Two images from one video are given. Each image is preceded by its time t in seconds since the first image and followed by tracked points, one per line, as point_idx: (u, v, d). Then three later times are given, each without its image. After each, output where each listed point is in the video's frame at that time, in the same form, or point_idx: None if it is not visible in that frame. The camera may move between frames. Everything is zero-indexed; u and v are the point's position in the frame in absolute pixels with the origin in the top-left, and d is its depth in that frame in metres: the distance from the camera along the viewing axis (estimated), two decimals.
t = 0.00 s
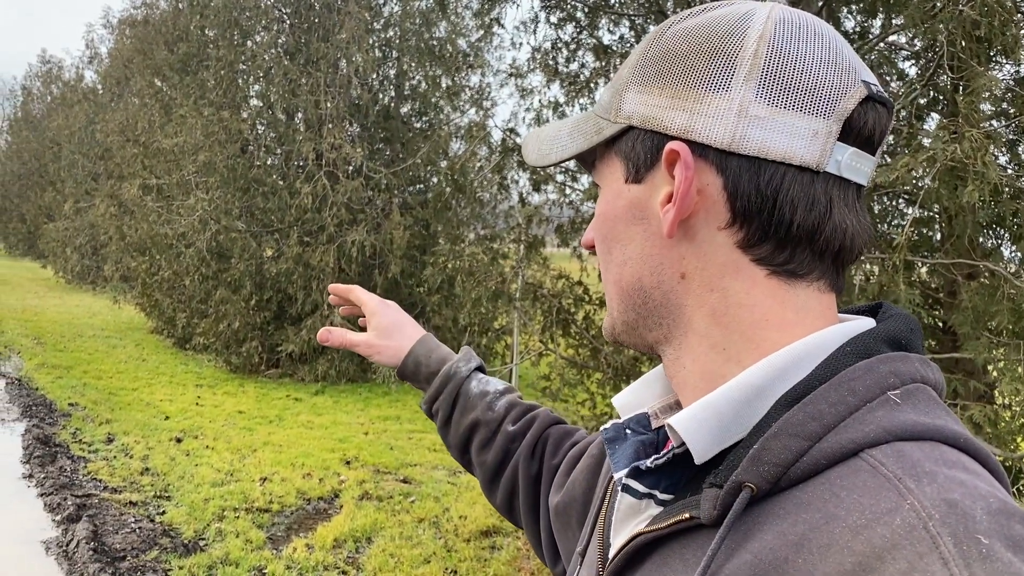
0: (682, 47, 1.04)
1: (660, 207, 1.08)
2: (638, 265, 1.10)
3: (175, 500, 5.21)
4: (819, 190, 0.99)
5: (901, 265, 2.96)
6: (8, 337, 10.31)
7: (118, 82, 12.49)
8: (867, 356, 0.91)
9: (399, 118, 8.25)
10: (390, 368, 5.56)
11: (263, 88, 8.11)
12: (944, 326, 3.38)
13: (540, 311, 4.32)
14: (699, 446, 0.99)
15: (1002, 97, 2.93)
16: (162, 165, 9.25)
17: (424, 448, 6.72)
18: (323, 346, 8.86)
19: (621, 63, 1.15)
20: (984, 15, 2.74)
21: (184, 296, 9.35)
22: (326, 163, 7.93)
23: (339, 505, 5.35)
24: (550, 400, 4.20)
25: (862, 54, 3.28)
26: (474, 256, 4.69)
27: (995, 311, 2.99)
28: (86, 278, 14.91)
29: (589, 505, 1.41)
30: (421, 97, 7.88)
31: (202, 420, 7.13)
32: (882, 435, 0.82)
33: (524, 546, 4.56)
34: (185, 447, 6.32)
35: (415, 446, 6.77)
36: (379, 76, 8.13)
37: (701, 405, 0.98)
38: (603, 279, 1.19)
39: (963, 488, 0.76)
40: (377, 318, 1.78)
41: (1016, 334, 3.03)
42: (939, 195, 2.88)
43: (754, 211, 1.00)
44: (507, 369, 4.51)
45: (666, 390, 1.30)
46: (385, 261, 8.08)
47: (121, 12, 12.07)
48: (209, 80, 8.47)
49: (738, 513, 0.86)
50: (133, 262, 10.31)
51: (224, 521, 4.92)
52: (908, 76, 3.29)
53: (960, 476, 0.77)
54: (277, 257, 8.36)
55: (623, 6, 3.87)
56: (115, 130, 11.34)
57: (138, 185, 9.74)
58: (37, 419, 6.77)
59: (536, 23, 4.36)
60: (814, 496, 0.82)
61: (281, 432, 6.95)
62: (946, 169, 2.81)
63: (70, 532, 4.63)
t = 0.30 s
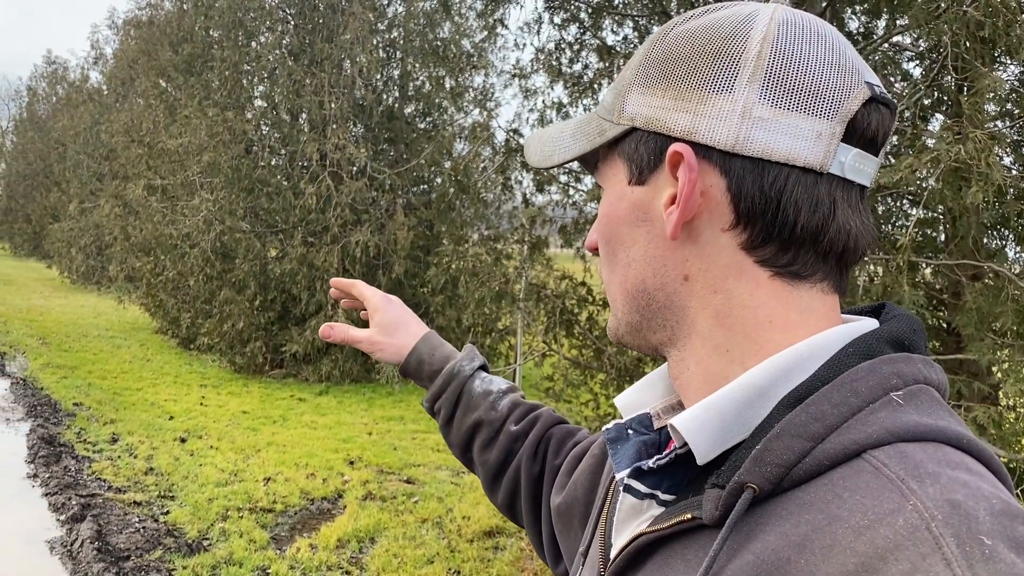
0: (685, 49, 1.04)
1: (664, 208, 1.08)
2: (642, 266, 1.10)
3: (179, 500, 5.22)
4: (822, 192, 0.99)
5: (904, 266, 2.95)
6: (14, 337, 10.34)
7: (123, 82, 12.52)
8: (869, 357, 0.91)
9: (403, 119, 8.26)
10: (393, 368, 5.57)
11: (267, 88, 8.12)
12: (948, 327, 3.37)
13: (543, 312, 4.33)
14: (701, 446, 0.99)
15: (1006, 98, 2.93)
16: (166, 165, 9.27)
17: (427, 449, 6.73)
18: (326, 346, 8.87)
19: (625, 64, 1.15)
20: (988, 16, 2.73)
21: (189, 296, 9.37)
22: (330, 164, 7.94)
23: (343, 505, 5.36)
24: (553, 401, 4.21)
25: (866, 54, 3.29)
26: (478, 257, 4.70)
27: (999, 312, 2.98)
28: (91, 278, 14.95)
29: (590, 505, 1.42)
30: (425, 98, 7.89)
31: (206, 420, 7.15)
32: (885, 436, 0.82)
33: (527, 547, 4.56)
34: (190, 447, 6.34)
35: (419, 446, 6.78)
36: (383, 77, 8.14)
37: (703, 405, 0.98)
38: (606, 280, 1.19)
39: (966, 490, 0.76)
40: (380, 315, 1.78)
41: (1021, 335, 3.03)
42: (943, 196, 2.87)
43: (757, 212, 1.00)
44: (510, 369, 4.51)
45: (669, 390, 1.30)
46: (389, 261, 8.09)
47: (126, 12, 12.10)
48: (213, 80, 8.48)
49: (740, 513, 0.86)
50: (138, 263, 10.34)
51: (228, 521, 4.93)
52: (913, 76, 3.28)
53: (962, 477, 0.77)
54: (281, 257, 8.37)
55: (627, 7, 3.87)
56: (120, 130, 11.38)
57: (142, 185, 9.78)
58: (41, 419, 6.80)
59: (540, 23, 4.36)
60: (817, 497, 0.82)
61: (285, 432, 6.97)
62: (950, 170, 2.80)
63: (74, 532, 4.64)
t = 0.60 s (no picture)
0: (680, 46, 1.04)
1: (661, 207, 1.07)
2: (640, 266, 1.10)
3: (183, 502, 5.22)
4: (820, 187, 0.99)
5: (909, 268, 2.94)
6: (18, 339, 10.38)
7: (129, 86, 12.56)
8: (870, 357, 0.90)
9: (407, 121, 8.26)
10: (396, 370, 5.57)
11: (272, 91, 8.14)
12: (953, 330, 3.36)
13: (547, 314, 4.33)
14: (702, 447, 0.98)
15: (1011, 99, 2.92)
16: (170, 168, 9.30)
17: (430, 451, 6.73)
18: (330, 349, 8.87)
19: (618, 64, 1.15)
20: (993, 17, 2.72)
21: (193, 299, 9.39)
22: (334, 166, 7.95)
23: (346, 507, 5.36)
24: (557, 404, 4.22)
25: (870, 56, 3.30)
26: (482, 259, 4.70)
27: (1004, 314, 2.97)
28: (96, 281, 14.98)
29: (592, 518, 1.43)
30: (428, 99, 7.89)
31: (210, 422, 7.15)
32: (885, 437, 0.81)
33: (531, 549, 4.55)
34: (194, 449, 6.34)
35: (423, 449, 6.77)
36: (387, 79, 8.15)
37: (703, 406, 0.98)
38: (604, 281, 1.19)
39: (967, 492, 0.75)
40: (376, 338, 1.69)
41: None
42: (947, 198, 2.86)
43: (756, 210, 1.00)
44: (514, 371, 4.51)
45: (668, 392, 1.30)
46: (393, 263, 8.10)
47: (131, 15, 12.14)
48: (217, 83, 8.50)
49: (740, 516, 0.85)
50: (142, 265, 10.37)
51: (231, 523, 4.93)
52: (917, 77, 3.28)
53: (963, 478, 0.77)
54: (285, 260, 8.38)
55: (630, 8, 3.88)
56: (125, 133, 11.41)
57: (146, 188, 9.80)
58: (45, 421, 6.81)
59: (543, 26, 4.37)
60: (817, 500, 0.82)
61: (289, 434, 6.97)
62: (955, 171, 2.78)
63: (77, 534, 4.65)
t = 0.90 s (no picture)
0: (689, 48, 1.04)
1: (666, 209, 1.07)
2: (644, 268, 1.09)
3: (185, 506, 5.21)
4: (827, 192, 0.99)
5: (911, 271, 2.93)
6: (22, 343, 10.40)
7: (133, 91, 12.61)
8: (873, 366, 0.90)
9: (409, 125, 8.27)
10: (398, 374, 5.56)
11: (274, 95, 8.16)
12: (956, 334, 3.35)
13: (549, 317, 4.33)
14: (702, 453, 0.98)
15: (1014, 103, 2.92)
16: (173, 172, 9.32)
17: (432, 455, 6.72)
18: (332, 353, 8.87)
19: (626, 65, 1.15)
20: (995, 20, 2.72)
21: (195, 303, 9.41)
22: (337, 170, 7.97)
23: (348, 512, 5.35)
24: (559, 408, 4.26)
25: (872, 60, 3.31)
26: (484, 263, 4.71)
27: (1008, 318, 2.96)
28: (98, 285, 15.01)
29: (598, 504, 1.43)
30: (431, 104, 7.89)
31: (212, 427, 7.15)
32: (886, 448, 0.81)
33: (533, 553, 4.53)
34: (196, 453, 6.34)
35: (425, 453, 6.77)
36: (390, 83, 8.15)
37: (703, 412, 0.98)
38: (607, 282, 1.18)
39: (967, 505, 0.75)
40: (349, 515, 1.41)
41: None
42: (950, 202, 2.84)
43: (762, 213, 0.99)
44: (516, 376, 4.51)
45: (669, 395, 1.29)
46: (396, 268, 8.10)
47: (135, 20, 12.18)
48: (220, 87, 8.52)
49: (739, 523, 0.85)
50: (145, 269, 10.40)
51: (233, 527, 4.93)
52: (920, 81, 3.28)
53: (963, 492, 0.77)
54: (288, 264, 8.38)
55: (632, 13, 3.89)
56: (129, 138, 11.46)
57: (149, 192, 9.82)
58: (47, 425, 6.82)
59: (545, 30, 4.38)
60: (815, 509, 0.81)
61: (291, 438, 6.97)
62: (957, 175, 2.77)
63: (79, 538, 4.65)
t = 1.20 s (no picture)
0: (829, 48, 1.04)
1: (787, 199, 1.03)
2: (754, 254, 1.02)
3: (188, 513, 5.21)
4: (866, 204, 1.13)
5: (912, 276, 2.95)
6: (25, 351, 10.43)
7: (137, 99, 12.69)
8: (857, 356, 0.94)
9: (411, 133, 8.30)
10: (401, 380, 5.57)
11: (277, 103, 8.20)
12: (958, 338, 3.35)
13: (550, 323, 4.35)
14: (694, 442, 1.02)
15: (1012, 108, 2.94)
16: (176, 180, 9.36)
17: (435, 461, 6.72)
18: (335, 360, 8.87)
19: (742, 28, 1.04)
20: (993, 26, 2.74)
21: (198, 310, 9.43)
22: (339, 178, 8.00)
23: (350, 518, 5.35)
24: (561, 413, 4.36)
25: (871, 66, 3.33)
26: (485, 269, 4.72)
27: (1008, 322, 2.95)
28: (101, 293, 15.03)
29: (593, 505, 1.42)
30: (433, 111, 7.92)
31: (215, 433, 7.16)
32: (870, 432, 0.83)
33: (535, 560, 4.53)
34: (199, 460, 6.35)
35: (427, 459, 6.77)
36: (392, 91, 8.18)
37: (700, 401, 1.02)
38: (681, 261, 1.04)
39: (948, 482, 0.77)
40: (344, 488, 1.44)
41: None
42: (950, 207, 2.86)
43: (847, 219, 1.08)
44: (518, 381, 4.52)
45: (660, 392, 1.32)
46: (397, 274, 8.12)
47: (138, 29, 12.26)
48: (223, 96, 8.56)
49: (728, 509, 0.86)
50: (148, 277, 10.42)
51: (235, 533, 4.93)
52: (919, 87, 3.30)
53: (944, 470, 0.79)
54: (290, 270, 8.40)
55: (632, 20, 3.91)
56: (133, 146, 11.52)
57: (152, 200, 9.85)
58: (50, 432, 6.84)
59: (546, 38, 4.41)
60: (803, 491, 0.83)
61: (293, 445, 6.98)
62: (957, 180, 2.78)
63: (82, 544, 4.66)
